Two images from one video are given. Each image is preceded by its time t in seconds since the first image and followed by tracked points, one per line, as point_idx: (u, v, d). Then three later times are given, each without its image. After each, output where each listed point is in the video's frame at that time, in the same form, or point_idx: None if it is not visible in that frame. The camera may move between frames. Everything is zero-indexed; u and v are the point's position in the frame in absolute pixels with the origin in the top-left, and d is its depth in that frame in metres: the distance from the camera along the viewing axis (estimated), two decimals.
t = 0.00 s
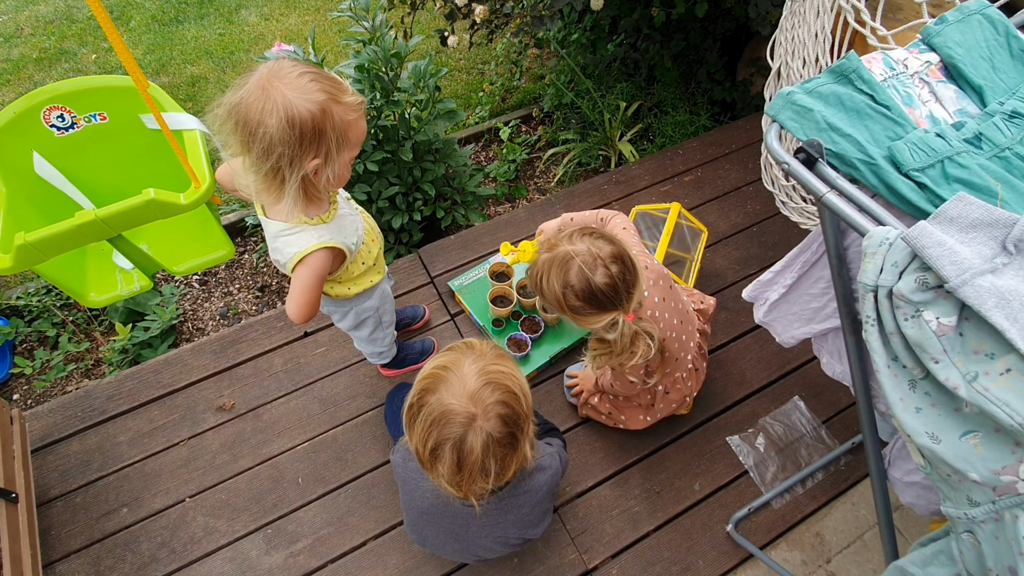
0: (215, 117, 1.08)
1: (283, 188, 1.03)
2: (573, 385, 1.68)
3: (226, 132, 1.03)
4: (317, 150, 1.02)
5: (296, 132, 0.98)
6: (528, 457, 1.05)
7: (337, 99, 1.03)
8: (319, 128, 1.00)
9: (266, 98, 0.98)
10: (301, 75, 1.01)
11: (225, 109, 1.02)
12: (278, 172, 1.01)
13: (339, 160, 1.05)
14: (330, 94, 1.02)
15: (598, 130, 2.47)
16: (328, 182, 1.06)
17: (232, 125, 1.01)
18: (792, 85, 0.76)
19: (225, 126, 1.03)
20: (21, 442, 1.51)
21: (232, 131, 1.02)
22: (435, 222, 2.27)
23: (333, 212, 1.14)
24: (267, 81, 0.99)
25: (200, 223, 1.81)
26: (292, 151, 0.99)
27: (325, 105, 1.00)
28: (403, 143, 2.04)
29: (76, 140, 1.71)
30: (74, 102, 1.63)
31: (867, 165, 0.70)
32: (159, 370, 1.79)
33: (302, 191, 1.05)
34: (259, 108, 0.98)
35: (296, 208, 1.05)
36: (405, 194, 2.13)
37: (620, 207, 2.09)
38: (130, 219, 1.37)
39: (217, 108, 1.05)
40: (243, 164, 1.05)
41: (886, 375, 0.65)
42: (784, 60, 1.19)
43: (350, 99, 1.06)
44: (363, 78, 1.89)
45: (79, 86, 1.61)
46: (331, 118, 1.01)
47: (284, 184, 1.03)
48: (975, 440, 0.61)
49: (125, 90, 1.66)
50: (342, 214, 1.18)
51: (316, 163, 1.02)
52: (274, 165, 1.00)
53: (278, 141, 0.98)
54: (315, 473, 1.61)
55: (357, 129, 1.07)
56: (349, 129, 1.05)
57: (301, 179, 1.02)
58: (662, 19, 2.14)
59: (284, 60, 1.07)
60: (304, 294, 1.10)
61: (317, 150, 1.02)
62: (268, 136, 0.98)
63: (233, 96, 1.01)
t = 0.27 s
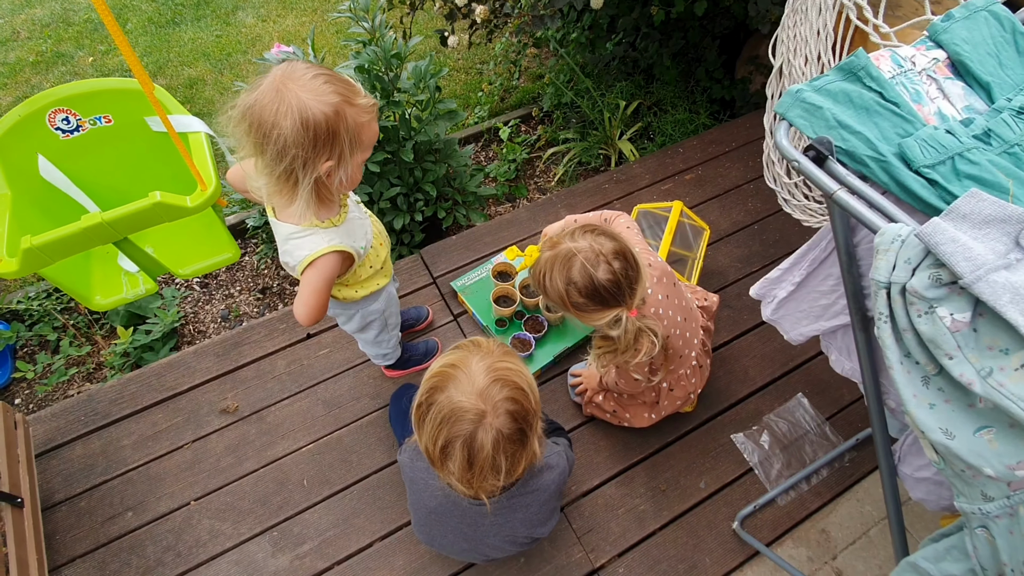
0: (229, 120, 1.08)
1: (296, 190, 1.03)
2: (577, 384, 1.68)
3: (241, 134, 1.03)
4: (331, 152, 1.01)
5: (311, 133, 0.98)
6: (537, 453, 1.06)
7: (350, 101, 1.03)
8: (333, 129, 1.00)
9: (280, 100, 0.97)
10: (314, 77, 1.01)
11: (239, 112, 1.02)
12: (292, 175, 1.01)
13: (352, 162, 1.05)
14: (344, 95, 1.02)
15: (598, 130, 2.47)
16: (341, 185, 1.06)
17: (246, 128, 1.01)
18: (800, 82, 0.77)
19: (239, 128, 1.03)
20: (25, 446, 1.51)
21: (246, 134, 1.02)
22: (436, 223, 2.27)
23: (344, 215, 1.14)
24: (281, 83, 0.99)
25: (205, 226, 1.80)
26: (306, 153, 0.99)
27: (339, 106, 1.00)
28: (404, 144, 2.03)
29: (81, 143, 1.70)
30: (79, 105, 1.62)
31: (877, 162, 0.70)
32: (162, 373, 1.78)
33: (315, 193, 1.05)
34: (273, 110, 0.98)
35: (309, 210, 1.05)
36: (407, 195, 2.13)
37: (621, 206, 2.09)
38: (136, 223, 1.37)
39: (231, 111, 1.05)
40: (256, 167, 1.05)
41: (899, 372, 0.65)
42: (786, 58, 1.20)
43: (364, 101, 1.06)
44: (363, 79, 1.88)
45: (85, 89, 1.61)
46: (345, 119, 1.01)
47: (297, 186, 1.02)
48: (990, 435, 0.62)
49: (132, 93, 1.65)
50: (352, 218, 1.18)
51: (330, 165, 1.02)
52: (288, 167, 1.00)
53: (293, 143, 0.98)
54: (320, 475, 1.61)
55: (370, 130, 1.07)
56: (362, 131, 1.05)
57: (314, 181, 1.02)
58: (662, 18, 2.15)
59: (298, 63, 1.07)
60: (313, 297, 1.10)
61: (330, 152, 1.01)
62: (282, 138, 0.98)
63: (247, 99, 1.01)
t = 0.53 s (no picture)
0: (245, 129, 1.08)
1: (316, 197, 1.05)
2: (586, 380, 1.68)
3: (258, 144, 1.04)
4: (350, 157, 1.03)
5: (331, 139, 0.99)
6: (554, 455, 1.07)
7: (367, 106, 1.04)
8: (352, 135, 1.01)
9: (299, 107, 0.98)
10: (330, 83, 1.02)
11: (257, 120, 1.02)
12: (312, 182, 1.02)
13: (371, 167, 1.07)
14: (361, 100, 1.03)
15: (593, 126, 2.47)
16: (359, 189, 1.08)
17: (264, 136, 1.02)
18: (808, 70, 0.77)
19: (257, 137, 1.03)
20: (37, 467, 1.50)
21: (264, 142, 1.02)
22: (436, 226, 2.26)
23: (360, 223, 1.17)
24: (299, 91, 1.00)
25: (213, 238, 1.79)
26: (327, 159, 1.01)
27: (357, 111, 1.01)
28: (401, 148, 2.03)
29: (86, 159, 1.69)
30: (83, 121, 1.61)
31: (889, 147, 0.70)
32: (169, 388, 1.77)
33: (335, 198, 1.06)
34: (292, 118, 0.99)
35: (330, 215, 1.07)
36: (406, 199, 2.13)
37: (621, 200, 2.09)
38: (143, 238, 1.38)
39: (248, 121, 1.05)
40: (273, 175, 1.06)
41: (921, 355, 0.65)
42: (782, 48, 1.21)
43: (379, 105, 1.07)
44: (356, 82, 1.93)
45: (87, 105, 1.59)
46: (363, 124, 1.02)
47: (318, 193, 1.04)
48: (1015, 415, 0.62)
49: (137, 108, 1.64)
50: (367, 225, 1.21)
51: (350, 171, 1.04)
52: (308, 175, 1.01)
53: (314, 149, 0.99)
54: (333, 483, 1.61)
55: (386, 134, 1.08)
56: (380, 135, 1.06)
57: (334, 187, 1.04)
58: (653, 12, 2.15)
59: (310, 69, 1.08)
60: (337, 305, 1.12)
61: (350, 157, 1.03)
62: (303, 144, 0.98)
63: (264, 107, 1.02)
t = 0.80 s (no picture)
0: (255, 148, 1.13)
1: (328, 211, 1.10)
2: (594, 376, 1.67)
3: (270, 162, 1.09)
4: (359, 168, 1.08)
5: (341, 152, 1.04)
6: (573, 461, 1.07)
7: (373, 116, 1.09)
8: (360, 147, 1.06)
9: (308, 123, 1.03)
10: (336, 97, 1.07)
11: (267, 139, 1.07)
12: (324, 196, 1.08)
13: (379, 176, 1.13)
14: (366, 111, 1.08)
15: (584, 122, 2.47)
16: (369, 200, 1.14)
17: (275, 154, 1.07)
18: (809, 55, 0.77)
19: (268, 155, 1.08)
20: (49, 496, 1.48)
21: (275, 159, 1.07)
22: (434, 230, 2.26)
23: (371, 233, 1.22)
24: (306, 106, 1.05)
25: (216, 254, 1.79)
26: (337, 172, 1.06)
27: (363, 122, 1.06)
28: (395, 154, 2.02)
29: (83, 184, 1.68)
30: (79, 145, 1.60)
31: (896, 126, 0.70)
32: (176, 408, 1.76)
33: (346, 210, 1.12)
34: (302, 134, 1.03)
35: (343, 229, 1.13)
36: (402, 205, 2.12)
37: (617, 195, 2.10)
38: (151, 258, 1.44)
39: (258, 138, 1.10)
40: (285, 190, 1.11)
41: (941, 332, 0.65)
42: (773, 32, 1.21)
43: (384, 114, 1.12)
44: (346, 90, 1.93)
45: (84, 129, 1.58)
46: (370, 136, 1.07)
47: (330, 206, 1.09)
48: None
49: (135, 127, 1.64)
50: (377, 235, 1.25)
51: (360, 182, 1.09)
52: (320, 189, 1.07)
53: (324, 164, 1.04)
54: (348, 495, 1.60)
55: (392, 143, 1.13)
56: (387, 144, 1.11)
57: (345, 200, 1.09)
58: (638, 5, 2.15)
59: (315, 83, 1.13)
60: (355, 315, 1.17)
61: (359, 169, 1.08)
62: (314, 159, 1.03)
63: (273, 125, 1.07)
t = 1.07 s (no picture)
0: (253, 161, 1.14)
1: (329, 221, 1.10)
2: (596, 373, 1.69)
3: (269, 175, 1.09)
4: (359, 179, 1.09)
5: (341, 163, 1.05)
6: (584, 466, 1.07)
7: (371, 126, 1.10)
8: (359, 157, 1.07)
9: (307, 136, 1.04)
10: (333, 108, 1.08)
11: (266, 152, 1.08)
12: (325, 208, 1.08)
13: (378, 185, 1.14)
14: (365, 121, 1.09)
15: (569, 120, 2.48)
16: (369, 210, 1.15)
17: (274, 167, 1.07)
18: (799, 44, 0.78)
19: (267, 168, 1.08)
20: (53, 525, 1.46)
21: (274, 173, 1.08)
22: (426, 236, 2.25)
23: (370, 242, 1.21)
24: (304, 119, 1.05)
25: (210, 272, 1.78)
26: (338, 184, 1.06)
27: (362, 132, 1.07)
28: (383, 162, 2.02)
29: (72, 209, 1.66)
30: (67, 169, 1.58)
31: (890, 110, 0.72)
32: (176, 429, 1.74)
33: (347, 221, 1.12)
34: (302, 147, 1.04)
35: (343, 237, 1.13)
36: (393, 212, 2.12)
37: (607, 191, 2.11)
38: (146, 280, 1.42)
39: (256, 152, 1.10)
40: (285, 204, 1.11)
41: (945, 309, 0.66)
42: (753, 23, 1.23)
43: (382, 124, 1.13)
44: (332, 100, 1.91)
45: (71, 152, 1.56)
46: (368, 146, 1.08)
47: (330, 217, 1.10)
48: None
49: (123, 148, 1.63)
50: (377, 244, 1.25)
51: (360, 192, 1.10)
52: (320, 202, 1.07)
53: (326, 175, 1.04)
54: (356, 506, 1.59)
55: (390, 152, 1.14)
56: (385, 153, 1.12)
57: (346, 210, 1.10)
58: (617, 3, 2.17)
59: (311, 96, 1.13)
60: (357, 325, 1.17)
61: (359, 179, 1.09)
62: (315, 171, 1.04)
63: (271, 139, 1.07)
